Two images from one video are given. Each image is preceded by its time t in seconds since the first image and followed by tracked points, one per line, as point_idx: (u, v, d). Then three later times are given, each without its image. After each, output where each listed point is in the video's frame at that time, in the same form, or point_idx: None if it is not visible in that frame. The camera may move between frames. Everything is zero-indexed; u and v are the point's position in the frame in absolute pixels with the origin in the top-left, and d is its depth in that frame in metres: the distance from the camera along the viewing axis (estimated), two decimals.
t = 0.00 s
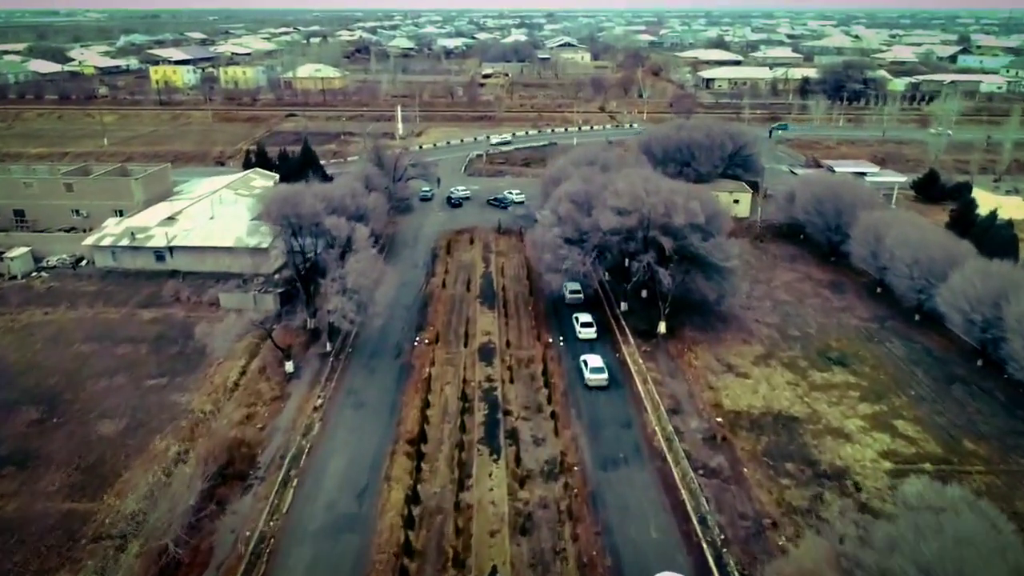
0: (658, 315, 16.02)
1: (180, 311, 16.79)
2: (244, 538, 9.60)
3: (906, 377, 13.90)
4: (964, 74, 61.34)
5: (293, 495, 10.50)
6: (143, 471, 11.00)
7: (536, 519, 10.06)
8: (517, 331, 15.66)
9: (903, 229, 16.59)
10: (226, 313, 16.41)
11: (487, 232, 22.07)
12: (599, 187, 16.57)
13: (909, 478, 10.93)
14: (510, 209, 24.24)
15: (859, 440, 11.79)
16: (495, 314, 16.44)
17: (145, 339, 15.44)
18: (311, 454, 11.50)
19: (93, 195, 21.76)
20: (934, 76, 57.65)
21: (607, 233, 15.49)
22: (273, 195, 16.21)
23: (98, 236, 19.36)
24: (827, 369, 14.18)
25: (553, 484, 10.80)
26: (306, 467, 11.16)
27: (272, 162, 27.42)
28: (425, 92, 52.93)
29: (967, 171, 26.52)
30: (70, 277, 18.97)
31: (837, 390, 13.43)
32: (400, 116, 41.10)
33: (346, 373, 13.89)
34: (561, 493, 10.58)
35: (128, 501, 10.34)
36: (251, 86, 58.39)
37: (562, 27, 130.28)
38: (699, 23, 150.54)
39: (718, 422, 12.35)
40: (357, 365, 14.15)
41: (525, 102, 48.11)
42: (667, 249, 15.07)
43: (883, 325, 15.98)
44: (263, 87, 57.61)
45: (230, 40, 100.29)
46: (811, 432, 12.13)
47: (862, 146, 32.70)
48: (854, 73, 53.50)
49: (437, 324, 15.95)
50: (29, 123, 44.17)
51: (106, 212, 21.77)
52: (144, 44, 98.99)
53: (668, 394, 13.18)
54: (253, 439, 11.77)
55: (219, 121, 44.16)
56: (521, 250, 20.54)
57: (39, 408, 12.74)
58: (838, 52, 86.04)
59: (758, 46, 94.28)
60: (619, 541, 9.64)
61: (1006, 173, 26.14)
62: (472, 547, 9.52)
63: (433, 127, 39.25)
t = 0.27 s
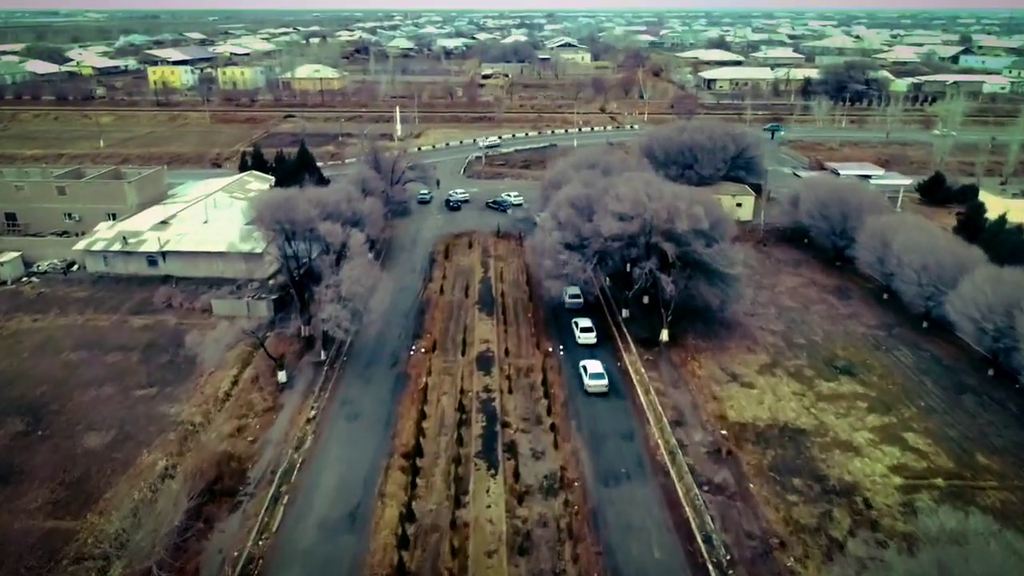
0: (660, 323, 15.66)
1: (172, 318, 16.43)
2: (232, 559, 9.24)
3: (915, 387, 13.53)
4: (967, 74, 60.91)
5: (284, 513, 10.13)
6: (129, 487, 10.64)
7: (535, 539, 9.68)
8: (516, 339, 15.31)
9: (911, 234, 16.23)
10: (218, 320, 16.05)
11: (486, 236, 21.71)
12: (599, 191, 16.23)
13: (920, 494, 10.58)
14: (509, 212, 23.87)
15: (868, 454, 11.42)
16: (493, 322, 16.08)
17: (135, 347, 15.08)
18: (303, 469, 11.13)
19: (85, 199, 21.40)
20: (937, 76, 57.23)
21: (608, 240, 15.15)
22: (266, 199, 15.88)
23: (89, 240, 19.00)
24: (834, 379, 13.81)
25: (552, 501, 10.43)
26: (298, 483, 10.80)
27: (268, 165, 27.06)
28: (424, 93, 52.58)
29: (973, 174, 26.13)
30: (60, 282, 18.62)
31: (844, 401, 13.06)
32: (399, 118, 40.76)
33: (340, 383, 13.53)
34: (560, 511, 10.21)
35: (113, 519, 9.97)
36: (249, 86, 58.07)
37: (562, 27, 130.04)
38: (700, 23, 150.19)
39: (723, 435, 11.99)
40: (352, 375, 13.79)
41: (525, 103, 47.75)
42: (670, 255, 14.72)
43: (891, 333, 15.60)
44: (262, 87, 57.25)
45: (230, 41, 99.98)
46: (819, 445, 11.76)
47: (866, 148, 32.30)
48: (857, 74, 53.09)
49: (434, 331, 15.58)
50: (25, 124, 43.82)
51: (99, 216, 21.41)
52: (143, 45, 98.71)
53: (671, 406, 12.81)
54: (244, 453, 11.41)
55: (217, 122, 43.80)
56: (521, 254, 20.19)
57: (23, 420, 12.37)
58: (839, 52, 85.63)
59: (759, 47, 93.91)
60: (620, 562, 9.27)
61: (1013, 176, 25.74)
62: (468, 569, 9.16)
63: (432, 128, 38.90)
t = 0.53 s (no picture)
0: (663, 332, 15.26)
1: (162, 326, 16.02)
2: None
3: (926, 399, 13.12)
4: (970, 75, 60.50)
5: (272, 535, 9.72)
6: (112, 507, 10.22)
7: (534, 562, 9.27)
8: (515, 348, 14.89)
9: (920, 240, 15.82)
10: (210, 328, 15.64)
11: (484, 240, 21.30)
12: (599, 196, 15.83)
13: (934, 514, 10.16)
14: (508, 215, 23.46)
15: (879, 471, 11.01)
16: (491, 330, 15.67)
17: (123, 357, 14.67)
18: (292, 487, 10.70)
19: (76, 203, 21.00)
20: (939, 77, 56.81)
21: (610, 247, 14.75)
22: (258, 204, 15.47)
23: (79, 246, 18.60)
24: (842, 391, 13.40)
25: (552, 521, 10.01)
26: (287, 502, 10.37)
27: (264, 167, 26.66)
28: (423, 94, 52.20)
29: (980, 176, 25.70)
30: (50, 289, 18.21)
31: (853, 414, 12.65)
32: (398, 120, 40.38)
33: (333, 395, 13.12)
34: (560, 533, 9.79)
35: (93, 541, 9.56)
36: (247, 87, 57.68)
37: (562, 27, 129.76)
38: (700, 23, 149.81)
39: (729, 450, 11.58)
40: (345, 387, 13.38)
41: (525, 104, 47.36)
42: (674, 263, 14.34)
43: (900, 342, 15.18)
44: (260, 88, 56.87)
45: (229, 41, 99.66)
46: (828, 462, 11.34)
47: (869, 150, 31.90)
48: (859, 74, 52.67)
49: (430, 341, 15.17)
50: (21, 125, 43.43)
51: (90, 221, 21.02)
52: (142, 45, 98.36)
53: (675, 419, 12.39)
54: (232, 470, 10.99)
55: (214, 124, 43.42)
56: (520, 259, 19.78)
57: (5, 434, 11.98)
58: (840, 53, 85.23)
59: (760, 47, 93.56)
60: None
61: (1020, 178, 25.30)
62: None
63: (431, 129, 38.50)
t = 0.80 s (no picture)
0: (665, 341, 14.87)
1: (152, 335, 15.61)
2: None
3: (937, 412, 12.70)
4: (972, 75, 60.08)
5: (259, 559, 9.30)
6: (93, 529, 9.81)
7: None
8: (514, 358, 14.47)
9: (930, 247, 15.41)
10: (201, 337, 15.24)
11: (483, 245, 20.87)
12: (600, 202, 15.43)
13: (950, 535, 9.74)
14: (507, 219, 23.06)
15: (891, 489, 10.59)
16: (490, 339, 15.26)
17: (111, 367, 14.26)
18: (281, 506, 10.29)
19: (67, 207, 20.58)
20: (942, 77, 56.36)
21: (611, 255, 14.36)
22: (250, 210, 15.08)
23: (68, 251, 18.18)
24: (851, 404, 12.98)
25: (551, 543, 9.60)
26: (275, 523, 9.96)
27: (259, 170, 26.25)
28: (422, 95, 51.81)
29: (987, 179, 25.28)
30: (38, 295, 17.79)
31: (863, 428, 12.24)
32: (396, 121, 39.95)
33: (326, 408, 12.70)
34: (560, 557, 9.38)
35: (72, 566, 9.15)
36: (245, 88, 57.24)
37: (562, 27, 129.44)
38: (700, 23, 149.43)
39: (735, 466, 11.17)
40: (338, 400, 12.96)
41: (525, 105, 46.95)
42: (677, 271, 13.97)
43: (909, 351, 14.76)
44: (258, 89, 56.48)
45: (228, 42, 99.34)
46: (838, 479, 10.93)
47: (873, 152, 31.48)
48: (862, 75, 52.24)
49: (426, 350, 14.76)
50: (16, 126, 43.01)
51: (81, 225, 20.60)
52: (141, 45, 97.96)
53: (679, 433, 11.98)
54: (219, 489, 10.58)
55: (211, 125, 43.02)
56: (519, 265, 19.38)
57: None
58: (842, 53, 84.82)
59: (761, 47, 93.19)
60: None
61: None
62: None
63: (430, 131, 38.10)
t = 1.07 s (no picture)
0: (669, 351, 14.45)
1: (141, 344, 15.21)
2: None
3: (950, 425, 12.29)
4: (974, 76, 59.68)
5: None
6: (73, 552, 9.39)
7: None
8: (513, 369, 14.05)
9: (941, 253, 14.99)
10: (191, 346, 14.83)
11: (481, 250, 20.46)
12: (601, 207, 15.03)
13: (968, 559, 9.32)
14: (506, 223, 22.65)
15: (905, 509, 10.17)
16: (488, 348, 14.84)
17: (98, 378, 13.85)
18: (270, 527, 9.86)
19: (57, 212, 20.16)
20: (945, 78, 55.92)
21: (613, 263, 13.95)
22: (241, 216, 14.68)
23: (57, 257, 17.77)
24: (861, 417, 12.56)
25: (551, 568, 9.17)
26: (263, 545, 9.53)
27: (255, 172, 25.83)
28: (421, 95, 51.41)
29: (994, 182, 24.86)
30: (26, 302, 17.37)
31: (874, 443, 11.82)
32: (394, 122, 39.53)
33: (318, 422, 12.28)
34: None
35: None
36: (243, 88, 56.83)
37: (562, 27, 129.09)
38: (700, 23, 149.03)
39: (742, 484, 10.75)
40: (331, 413, 12.54)
41: (524, 106, 46.55)
42: (680, 280, 13.57)
43: (920, 361, 14.34)
44: (256, 89, 56.05)
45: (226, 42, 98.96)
46: (849, 498, 10.51)
47: (877, 153, 31.06)
48: (864, 75, 51.83)
49: (423, 360, 14.34)
50: (11, 128, 42.58)
51: (71, 230, 20.18)
52: (139, 45, 97.53)
53: (683, 449, 11.57)
54: (206, 509, 10.16)
55: (207, 126, 42.60)
56: (518, 271, 18.97)
57: None
58: (843, 53, 84.39)
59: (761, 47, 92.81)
60: None
61: None
62: None
63: (429, 132, 37.69)
